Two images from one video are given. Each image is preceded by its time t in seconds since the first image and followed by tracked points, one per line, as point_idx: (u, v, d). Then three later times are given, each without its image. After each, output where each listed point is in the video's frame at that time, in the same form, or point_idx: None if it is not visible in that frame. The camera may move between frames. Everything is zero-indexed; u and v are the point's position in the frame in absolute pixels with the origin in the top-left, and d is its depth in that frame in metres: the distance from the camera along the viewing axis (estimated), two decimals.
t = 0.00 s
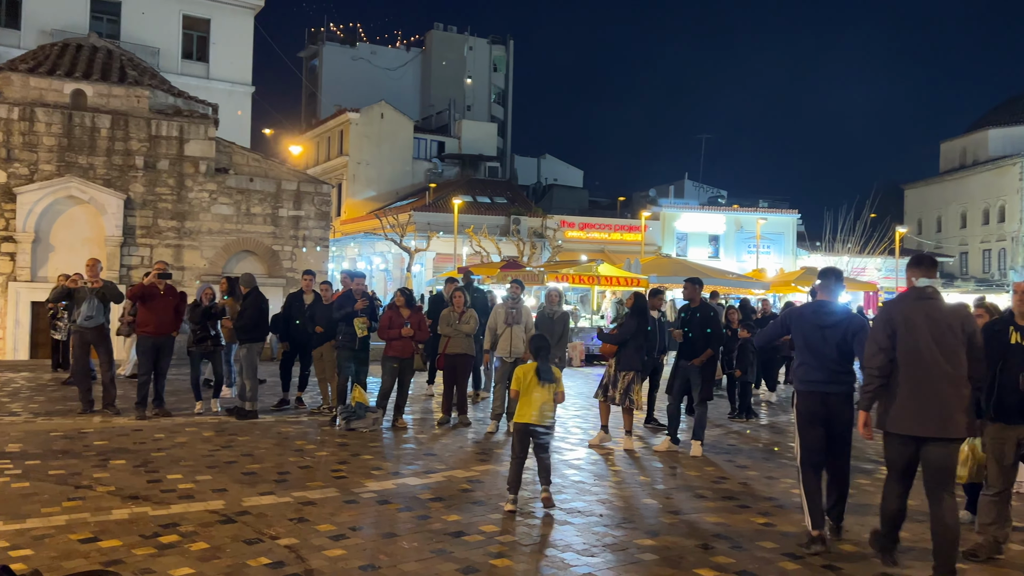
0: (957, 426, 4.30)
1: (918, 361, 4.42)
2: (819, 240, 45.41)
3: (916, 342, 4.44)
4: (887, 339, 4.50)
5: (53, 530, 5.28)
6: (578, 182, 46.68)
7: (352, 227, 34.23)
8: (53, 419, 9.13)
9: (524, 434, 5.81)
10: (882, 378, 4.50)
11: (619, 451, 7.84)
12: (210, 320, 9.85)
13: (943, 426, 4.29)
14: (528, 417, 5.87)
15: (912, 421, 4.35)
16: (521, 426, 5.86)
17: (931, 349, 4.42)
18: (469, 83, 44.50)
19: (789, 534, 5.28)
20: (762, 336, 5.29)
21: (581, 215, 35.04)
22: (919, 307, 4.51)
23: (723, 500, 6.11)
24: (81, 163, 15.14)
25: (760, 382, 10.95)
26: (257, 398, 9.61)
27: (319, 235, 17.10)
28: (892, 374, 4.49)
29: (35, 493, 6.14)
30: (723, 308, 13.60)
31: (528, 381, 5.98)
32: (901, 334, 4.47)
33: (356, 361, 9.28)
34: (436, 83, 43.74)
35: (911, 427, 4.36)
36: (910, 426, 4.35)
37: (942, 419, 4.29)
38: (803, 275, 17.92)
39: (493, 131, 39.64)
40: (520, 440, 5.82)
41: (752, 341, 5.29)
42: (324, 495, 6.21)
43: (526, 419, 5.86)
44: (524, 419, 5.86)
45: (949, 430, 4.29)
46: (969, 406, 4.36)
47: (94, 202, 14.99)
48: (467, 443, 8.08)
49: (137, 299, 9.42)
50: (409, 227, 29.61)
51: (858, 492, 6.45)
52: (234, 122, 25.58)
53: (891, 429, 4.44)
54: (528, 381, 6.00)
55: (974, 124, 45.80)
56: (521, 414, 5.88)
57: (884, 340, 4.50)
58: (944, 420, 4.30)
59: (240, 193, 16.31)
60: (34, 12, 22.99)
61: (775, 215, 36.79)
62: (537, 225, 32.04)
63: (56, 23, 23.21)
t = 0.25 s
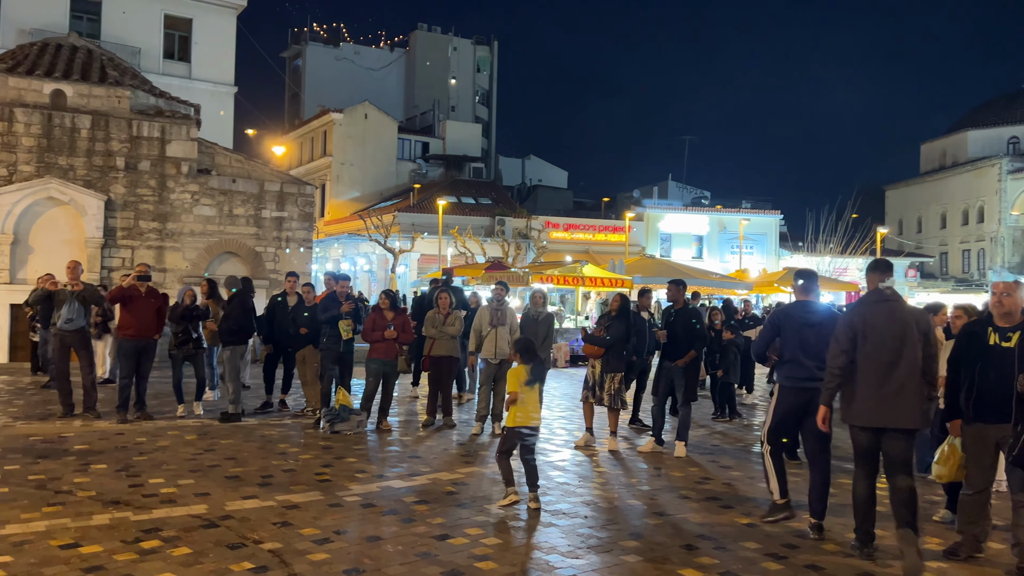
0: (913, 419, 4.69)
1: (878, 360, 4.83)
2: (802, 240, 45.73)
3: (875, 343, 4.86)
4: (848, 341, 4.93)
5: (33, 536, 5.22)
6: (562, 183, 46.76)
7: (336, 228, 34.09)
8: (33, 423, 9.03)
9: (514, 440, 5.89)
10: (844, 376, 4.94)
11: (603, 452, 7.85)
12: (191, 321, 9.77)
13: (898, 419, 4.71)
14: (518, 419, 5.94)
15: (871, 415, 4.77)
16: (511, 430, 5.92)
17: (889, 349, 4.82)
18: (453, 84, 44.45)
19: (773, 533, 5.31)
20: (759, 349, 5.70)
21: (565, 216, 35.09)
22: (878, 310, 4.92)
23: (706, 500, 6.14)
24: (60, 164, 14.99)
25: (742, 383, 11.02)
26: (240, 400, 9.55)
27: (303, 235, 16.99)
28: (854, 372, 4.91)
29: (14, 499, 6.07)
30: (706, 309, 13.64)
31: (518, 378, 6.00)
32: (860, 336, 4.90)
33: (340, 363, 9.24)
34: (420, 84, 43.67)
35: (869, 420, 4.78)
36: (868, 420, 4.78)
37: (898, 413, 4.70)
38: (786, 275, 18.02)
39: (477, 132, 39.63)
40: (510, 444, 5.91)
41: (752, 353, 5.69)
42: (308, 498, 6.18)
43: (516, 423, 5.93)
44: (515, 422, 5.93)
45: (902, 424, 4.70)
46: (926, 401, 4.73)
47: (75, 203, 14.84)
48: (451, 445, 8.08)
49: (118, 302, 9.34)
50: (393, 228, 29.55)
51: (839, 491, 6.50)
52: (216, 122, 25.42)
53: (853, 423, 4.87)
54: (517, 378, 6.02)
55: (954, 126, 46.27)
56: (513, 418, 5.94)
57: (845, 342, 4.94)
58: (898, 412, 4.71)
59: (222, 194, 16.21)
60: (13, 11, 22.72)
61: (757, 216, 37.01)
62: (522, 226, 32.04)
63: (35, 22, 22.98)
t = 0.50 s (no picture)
0: (874, 411, 4.90)
1: (846, 356, 5.07)
2: (787, 241, 46.00)
3: (844, 339, 5.10)
4: (819, 338, 5.21)
5: (15, 543, 5.17)
6: (549, 184, 46.80)
7: (322, 229, 33.97)
8: (15, 428, 8.94)
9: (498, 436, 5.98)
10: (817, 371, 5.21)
11: (590, 454, 7.87)
12: (175, 325, 9.69)
13: (861, 411, 4.93)
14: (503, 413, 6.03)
15: (834, 406, 5.01)
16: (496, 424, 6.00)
17: (856, 345, 5.04)
18: (439, 85, 44.40)
19: (760, 535, 5.34)
20: (746, 356, 5.80)
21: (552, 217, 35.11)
22: (851, 309, 5.16)
23: (693, 501, 6.17)
24: (43, 165, 14.83)
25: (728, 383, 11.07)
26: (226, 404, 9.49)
27: (288, 237, 16.92)
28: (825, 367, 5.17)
29: None
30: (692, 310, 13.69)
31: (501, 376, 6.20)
32: (831, 333, 5.17)
33: (326, 366, 9.22)
34: (406, 84, 43.59)
35: (833, 411, 5.02)
36: (832, 411, 5.02)
37: (860, 404, 4.93)
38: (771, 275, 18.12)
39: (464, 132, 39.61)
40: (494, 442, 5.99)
41: (739, 360, 5.79)
42: (294, 502, 6.15)
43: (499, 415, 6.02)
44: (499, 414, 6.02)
45: (864, 415, 4.92)
46: (891, 395, 4.92)
47: (57, 205, 14.70)
48: (438, 447, 8.06)
49: (102, 305, 9.26)
50: (379, 229, 29.49)
51: (823, 492, 6.54)
52: (201, 123, 25.27)
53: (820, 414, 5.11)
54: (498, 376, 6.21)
55: (936, 127, 46.69)
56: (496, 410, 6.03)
57: (816, 339, 5.22)
58: (860, 404, 4.93)
59: (207, 196, 16.11)
60: None
61: (743, 217, 37.20)
62: (509, 227, 32.05)
63: (16, 22, 22.74)
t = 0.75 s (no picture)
0: (854, 413, 5.11)
1: (828, 360, 5.24)
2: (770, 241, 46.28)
3: (826, 344, 5.26)
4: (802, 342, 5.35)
5: None
6: (534, 185, 46.84)
7: (306, 231, 33.82)
8: None
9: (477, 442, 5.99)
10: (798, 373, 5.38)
11: (575, 456, 7.88)
12: (157, 329, 9.62)
13: (838, 411, 5.12)
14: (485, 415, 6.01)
15: (817, 408, 5.17)
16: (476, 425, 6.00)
17: (838, 350, 5.23)
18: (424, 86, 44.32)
19: (743, 537, 5.37)
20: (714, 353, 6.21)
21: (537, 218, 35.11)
22: (831, 313, 5.32)
23: (678, 504, 6.19)
24: (23, 167, 14.67)
25: (712, 385, 11.13)
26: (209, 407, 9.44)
27: (272, 239, 16.83)
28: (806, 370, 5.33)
29: None
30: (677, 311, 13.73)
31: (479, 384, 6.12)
32: (814, 337, 5.31)
33: (310, 369, 9.19)
34: (391, 85, 43.48)
35: (816, 413, 5.18)
36: (815, 412, 5.18)
37: (841, 406, 5.11)
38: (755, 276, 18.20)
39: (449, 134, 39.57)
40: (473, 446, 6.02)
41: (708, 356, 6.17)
42: (278, 508, 6.12)
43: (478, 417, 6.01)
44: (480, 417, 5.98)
45: (843, 417, 5.11)
46: (865, 397, 5.13)
47: (37, 206, 14.54)
48: (423, 451, 8.05)
49: (84, 309, 9.18)
50: (364, 230, 29.41)
51: (806, 494, 6.58)
52: (183, 124, 25.08)
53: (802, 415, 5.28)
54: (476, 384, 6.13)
55: (917, 129, 47.15)
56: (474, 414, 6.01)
57: (800, 342, 5.36)
58: (841, 407, 5.11)
59: (190, 198, 15.99)
60: None
61: (727, 218, 37.40)
62: (494, 228, 32.03)
63: None
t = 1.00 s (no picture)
0: (840, 403, 5.62)
1: (814, 355, 5.73)
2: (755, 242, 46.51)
3: (811, 341, 5.77)
4: (790, 339, 5.83)
5: None
6: (520, 185, 46.85)
7: (291, 231, 33.67)
8: None
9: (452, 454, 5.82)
10: (786, 369, 5.82)
11: (562, 458, 7.89)
12: (141, 331, 9.55)
13: (824, 402, 5.63)
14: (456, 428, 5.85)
15: (810, 400, 5.64)
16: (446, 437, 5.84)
17: (824, 345, 5.74)
18: (410, 86, 44.21)
19: (728, 539, 5.39)
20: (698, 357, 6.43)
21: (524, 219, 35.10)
22: (814, 313, 5.85)
23: (664, 506, 6.21)
24: (4, 167, 14.51)
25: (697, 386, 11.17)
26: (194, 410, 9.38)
27: (257, 240, 16.74)
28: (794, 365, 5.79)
29: None
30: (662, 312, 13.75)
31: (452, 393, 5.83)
32: (799, 335, 5.82)
33: (296, 371, 9.17)
34: (376, 85, 43.36)
35: (807, 405, 5.66)
36: (807, 404, 5.65)
37: (830, 397, 5.62)
38: (740, 277, 18.25)
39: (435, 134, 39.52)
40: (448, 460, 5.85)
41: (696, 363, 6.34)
42: (263, 512, 6.09)
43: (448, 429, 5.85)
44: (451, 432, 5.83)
45: (828, 407, 5.62)
46: (847, 388, 5.66)
47: (19, 207, 14.38)
48: (410, 453, 8.03)
49: (66, 311, 9.09)
50: (350, 231, 29.31)
51: (791, 495, 6.62)
52: (167, 123, 24.91)
53: (792, 406, 5.73)
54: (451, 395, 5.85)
55: (900, 131, 47.53)
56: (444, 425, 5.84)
57: (786, 340, 5.84)
58: (828, 399, 5.63)
59: (173, 199, 15.88)
60: None
61: (712, 219, 37.54)
62: (480, 229, 31.98)
63: None
